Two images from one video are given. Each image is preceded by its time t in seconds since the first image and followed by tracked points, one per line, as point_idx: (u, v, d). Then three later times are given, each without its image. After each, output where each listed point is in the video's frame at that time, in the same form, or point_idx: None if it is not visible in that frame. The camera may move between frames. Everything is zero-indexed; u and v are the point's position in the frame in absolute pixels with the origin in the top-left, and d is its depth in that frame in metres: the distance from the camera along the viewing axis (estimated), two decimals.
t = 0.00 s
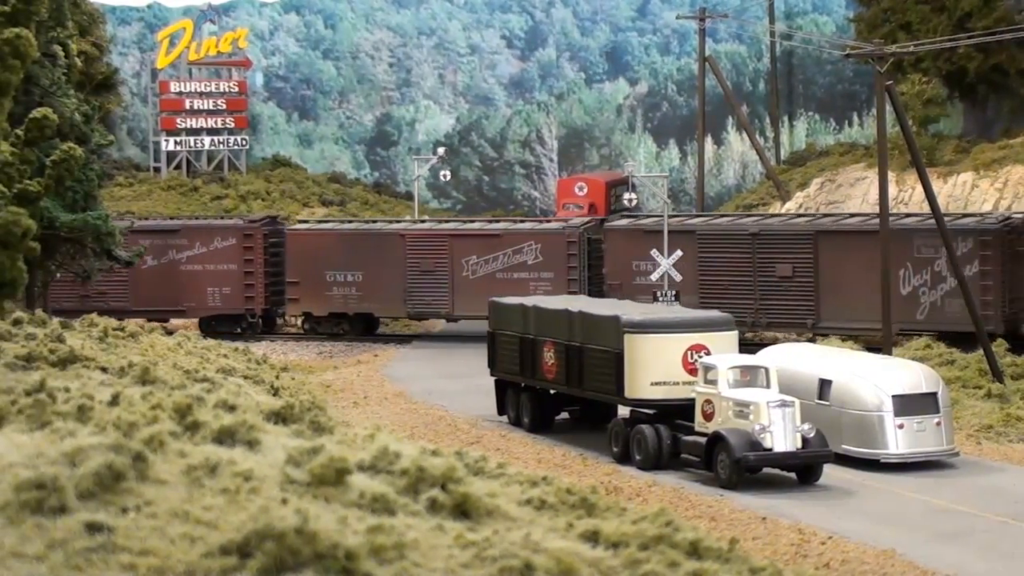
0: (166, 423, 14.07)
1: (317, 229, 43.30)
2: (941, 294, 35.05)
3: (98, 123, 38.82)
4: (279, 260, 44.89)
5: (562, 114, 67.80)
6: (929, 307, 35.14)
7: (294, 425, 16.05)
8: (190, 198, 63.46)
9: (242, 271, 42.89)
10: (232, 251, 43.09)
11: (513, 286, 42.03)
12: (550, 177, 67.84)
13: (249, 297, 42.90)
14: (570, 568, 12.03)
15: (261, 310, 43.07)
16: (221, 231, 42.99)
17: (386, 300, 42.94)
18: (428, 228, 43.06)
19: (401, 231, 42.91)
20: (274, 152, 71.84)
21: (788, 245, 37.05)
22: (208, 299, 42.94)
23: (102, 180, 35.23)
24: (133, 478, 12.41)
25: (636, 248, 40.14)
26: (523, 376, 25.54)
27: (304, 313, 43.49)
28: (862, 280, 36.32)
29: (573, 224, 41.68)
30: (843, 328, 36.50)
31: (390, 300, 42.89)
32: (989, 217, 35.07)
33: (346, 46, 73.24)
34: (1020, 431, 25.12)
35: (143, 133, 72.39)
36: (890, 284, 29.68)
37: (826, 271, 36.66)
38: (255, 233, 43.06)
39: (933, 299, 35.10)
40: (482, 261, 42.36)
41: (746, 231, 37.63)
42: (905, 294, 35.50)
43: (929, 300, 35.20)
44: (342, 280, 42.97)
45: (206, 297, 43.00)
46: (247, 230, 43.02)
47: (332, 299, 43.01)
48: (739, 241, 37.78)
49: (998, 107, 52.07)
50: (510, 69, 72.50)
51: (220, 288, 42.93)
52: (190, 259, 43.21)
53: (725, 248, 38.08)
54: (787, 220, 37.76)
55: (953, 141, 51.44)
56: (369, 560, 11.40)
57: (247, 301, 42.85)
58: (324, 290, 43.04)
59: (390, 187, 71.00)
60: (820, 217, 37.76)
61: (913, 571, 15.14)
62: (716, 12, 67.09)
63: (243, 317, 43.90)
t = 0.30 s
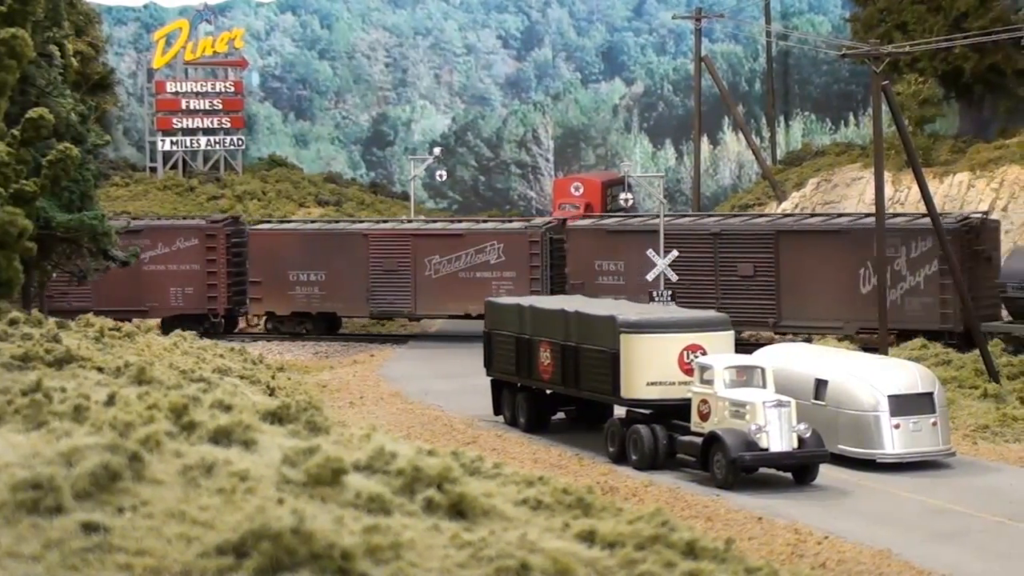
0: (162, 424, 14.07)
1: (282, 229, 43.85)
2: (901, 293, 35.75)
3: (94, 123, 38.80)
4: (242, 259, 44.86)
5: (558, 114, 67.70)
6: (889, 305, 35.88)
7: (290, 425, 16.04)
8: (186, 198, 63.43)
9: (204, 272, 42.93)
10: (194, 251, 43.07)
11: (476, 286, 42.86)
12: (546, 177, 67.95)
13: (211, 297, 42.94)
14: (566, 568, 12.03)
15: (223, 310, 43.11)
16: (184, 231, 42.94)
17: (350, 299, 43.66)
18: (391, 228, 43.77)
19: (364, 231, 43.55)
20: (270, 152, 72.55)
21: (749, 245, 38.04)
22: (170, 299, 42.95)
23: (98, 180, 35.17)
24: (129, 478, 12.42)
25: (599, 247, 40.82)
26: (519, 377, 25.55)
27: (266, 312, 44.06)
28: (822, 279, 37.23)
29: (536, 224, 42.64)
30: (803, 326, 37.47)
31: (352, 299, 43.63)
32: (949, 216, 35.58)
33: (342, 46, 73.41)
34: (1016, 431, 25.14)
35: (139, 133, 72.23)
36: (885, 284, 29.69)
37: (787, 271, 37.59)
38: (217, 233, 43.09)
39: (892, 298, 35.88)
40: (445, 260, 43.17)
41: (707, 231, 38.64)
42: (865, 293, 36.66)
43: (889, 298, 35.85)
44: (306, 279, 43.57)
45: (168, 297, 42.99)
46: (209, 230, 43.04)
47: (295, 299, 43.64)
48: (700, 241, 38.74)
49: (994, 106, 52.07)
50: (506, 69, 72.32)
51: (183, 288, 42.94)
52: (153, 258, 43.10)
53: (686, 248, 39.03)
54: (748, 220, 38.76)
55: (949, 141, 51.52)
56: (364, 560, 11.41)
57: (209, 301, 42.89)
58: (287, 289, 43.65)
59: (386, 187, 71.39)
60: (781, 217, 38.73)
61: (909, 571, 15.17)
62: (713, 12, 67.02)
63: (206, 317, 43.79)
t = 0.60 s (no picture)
0: (159, 424, 14.08)
1: (252, 229, 44.19)
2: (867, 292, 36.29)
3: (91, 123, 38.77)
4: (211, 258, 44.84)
5: (554, 114, 67.75)
6: (857, 305, 36.39)
7: (287, 425, 16.05)
8: (182, 198, 63.43)
9: (173, 272, 42.71)
10: (163, 251, 42.76)
11: (444, 286, 43.08)
12: (543, 177, 67.98)
13: (180, 298, 42.72)
14: (562, 568, 12.04)
15: (192, 309, 42.87)
16: (153, 231, 42.65)
17: (320, 299, 44.00)
18: (360, 228, 43.95)
19: (334, 232, 43.89)
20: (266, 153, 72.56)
21: (716, 245, 38.48)
22: (139, 299, 42.78)
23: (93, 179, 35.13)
24: (125, 478, 12.43)
25: (568, 248, 40.86)
26: (515, 376, 25.57)
27: (236, 312, 44.40)
28: (789, 279, 37.56)
29: (504, 225, 42.85)
30: (770, 326, 37.82)
31: (322, 299, 43.98)
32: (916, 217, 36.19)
33: (338, 46, 73.54)
34: (1013, 431, 25.16)
35: (135, 133, 72.18)
36: (881, 284, 29.74)
37: (755, 270, 37.93)
38: (186, 233, 42.83)
39: (859, 297, 36.37)
40: (413, 260, 43.37)
41: (675, 230, 39.00)
42: (831, 291, 36.81)
43: (857, 297, 36.44)
44: (275, 279, 43.95)
45: (137, 297, 42.83)
46: (177, 230, 42.75)
47: (264, 298, 44.01)
48: (668, 241, 39.11)
49: (990, 106, 52.06)
50: (502, 69, 72.46)
51: (152, 288, 42.76)
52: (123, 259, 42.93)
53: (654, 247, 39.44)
54: (716, 220, 39.16)
55: (945, 141, 51.60)
56: (361, 560, 11.42)
57: (178, 301, 42.67)
58: (256, 289, 44.02)
59: (381, 187, 70.95)
60: (750, 217, 39.07)
61: (905, 571, 15.19)
62: (709, 12, 67.12)
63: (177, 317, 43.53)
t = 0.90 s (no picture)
0: (155, 423, 14.08)
1: (215, 229, 44.60)
2: (826, 291, 36.99)
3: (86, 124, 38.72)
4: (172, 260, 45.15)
5: (550, 114, 67.91)
6: (816, 303, 37.14)
7: (282, 425, 16.05)
8: (178, 198, 63.38)
9: (136, 272, 42.81)
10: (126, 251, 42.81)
11: (405, 285, 43.43)
12: (539, 177, 67.48)
13: (142, 298, 42.84)
14: (558, 568, 12.05)
15: (155, 309, 42.99)
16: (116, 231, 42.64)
17: (282, 298, 44.28)
18: (322, 228, 44.28)
19: (295, 231, 44.23)
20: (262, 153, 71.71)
21: (676, 244, 39.17)
22: (101, 299, 42.85)
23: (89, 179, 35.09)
24: (121, 478, 12.43)
25: (529, 247, 41.62)
26: (510, 376, 25.59)
27: (197, 312, 44.71)
28: (749, 278, 38.28)
29: (466, 224, 43.15)
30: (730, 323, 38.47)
31: (283, 299, 44.26)
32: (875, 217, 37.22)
33: (334, 46, 73.40)
34: (1009, 431, 25.20)
35: (131, 133, 72.23)
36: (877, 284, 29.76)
37: (715, 269, 38.64)
38: (148, 233, 42.81)
39: (819, 296, 37.07)
40: (376, 259, 43.65)
41: (636, 230, 39.76)
42: (791, 291, 37.53)
43: (816, 296, 37.18)
44: (236, 279, 44.35)
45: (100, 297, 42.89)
46: (140, 230, 42.76)
47: (226, 298, 44.38)
48: (629, 240, 39.86)
49: (986, 106, 52.09)
50: (498, 69, 72.48)
51: (114, 288, 42.85)
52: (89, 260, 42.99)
53: (614, 247, 40.14)
54: (676, 220, 39.83)
55: (941, 141, 51.58)
56: (357, 560, 11.42)
57: (139, 301, 42.76)
58: (218, 289, 44.42)
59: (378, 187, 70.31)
60: (711, 217, 39.77)
61: (901, 571, 15.21)
62: (705, 12, 67.23)
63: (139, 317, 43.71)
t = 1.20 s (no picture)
0: (152, 424, 14.09)
1: (184, 229, 44.43)
2: (795, 290, 37.79)
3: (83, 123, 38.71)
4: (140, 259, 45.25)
5: (547, 114, 67.68)
6: (785, 302, 37.97)
7: (280, 425, 16.06)
8: (175, 198, 63.37)
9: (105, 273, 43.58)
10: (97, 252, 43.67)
11: (376, 285, 43.42)
12: (535, 177, 68.00)
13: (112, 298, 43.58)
14: (555, 568, 12.05)
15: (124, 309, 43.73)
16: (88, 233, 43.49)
17: (252, 299, 44.28)
18: (292, 229, 44.31)
19: (265, 231, 44.19)
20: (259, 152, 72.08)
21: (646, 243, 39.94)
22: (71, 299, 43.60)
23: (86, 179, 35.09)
24: (119, 478, 12.43)
25: (499, 248, 42.17)
26: (508, 376, 25.60)
27: (166, 312, 44.61)
28: (718, 277, 39.11)
29: (436, 224, 43.24)
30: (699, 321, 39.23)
31: (253, 299, 44.25)
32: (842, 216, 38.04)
33: (331, 47, 73.60)
34: (1006, 431, 25.23)
35: (129, 133, 72.29)
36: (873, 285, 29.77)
37: (684, 268, 39.42)
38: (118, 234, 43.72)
39: (788, 296, 37.88)
40: (346, 260, 43.72)
41: (607, 230, 40.57)
42: (761, 290, 38.32)
43: (786, 295, 37.98)
44: (206, 279, 44.23)
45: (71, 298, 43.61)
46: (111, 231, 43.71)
47: (196, 298, 44.24)
48: (600, 240, 40.65)
49: (982, 106, 52.17)
50: (495, 69, 72.57)
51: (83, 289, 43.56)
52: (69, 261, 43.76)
53: (585, 246, 40.89)
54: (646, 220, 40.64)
55: (938, 141, 51.53)
56: (354, 561, 11.42)
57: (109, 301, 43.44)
58: (188, 289, 44.27)
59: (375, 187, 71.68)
60: (679, 217, 40.62)
61: (898, 572, 15.22)
62: (702, 12, 67.25)
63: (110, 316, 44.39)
